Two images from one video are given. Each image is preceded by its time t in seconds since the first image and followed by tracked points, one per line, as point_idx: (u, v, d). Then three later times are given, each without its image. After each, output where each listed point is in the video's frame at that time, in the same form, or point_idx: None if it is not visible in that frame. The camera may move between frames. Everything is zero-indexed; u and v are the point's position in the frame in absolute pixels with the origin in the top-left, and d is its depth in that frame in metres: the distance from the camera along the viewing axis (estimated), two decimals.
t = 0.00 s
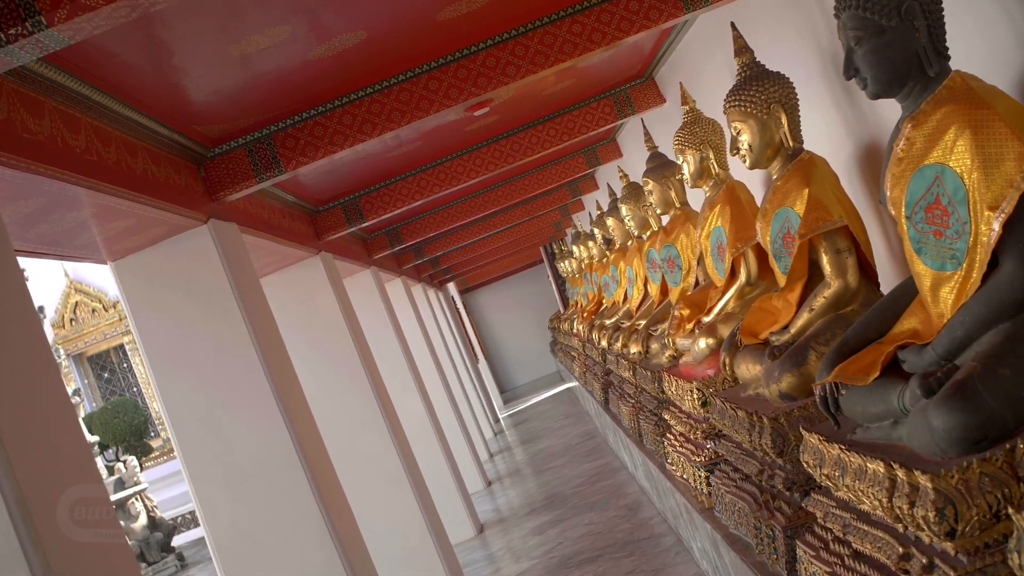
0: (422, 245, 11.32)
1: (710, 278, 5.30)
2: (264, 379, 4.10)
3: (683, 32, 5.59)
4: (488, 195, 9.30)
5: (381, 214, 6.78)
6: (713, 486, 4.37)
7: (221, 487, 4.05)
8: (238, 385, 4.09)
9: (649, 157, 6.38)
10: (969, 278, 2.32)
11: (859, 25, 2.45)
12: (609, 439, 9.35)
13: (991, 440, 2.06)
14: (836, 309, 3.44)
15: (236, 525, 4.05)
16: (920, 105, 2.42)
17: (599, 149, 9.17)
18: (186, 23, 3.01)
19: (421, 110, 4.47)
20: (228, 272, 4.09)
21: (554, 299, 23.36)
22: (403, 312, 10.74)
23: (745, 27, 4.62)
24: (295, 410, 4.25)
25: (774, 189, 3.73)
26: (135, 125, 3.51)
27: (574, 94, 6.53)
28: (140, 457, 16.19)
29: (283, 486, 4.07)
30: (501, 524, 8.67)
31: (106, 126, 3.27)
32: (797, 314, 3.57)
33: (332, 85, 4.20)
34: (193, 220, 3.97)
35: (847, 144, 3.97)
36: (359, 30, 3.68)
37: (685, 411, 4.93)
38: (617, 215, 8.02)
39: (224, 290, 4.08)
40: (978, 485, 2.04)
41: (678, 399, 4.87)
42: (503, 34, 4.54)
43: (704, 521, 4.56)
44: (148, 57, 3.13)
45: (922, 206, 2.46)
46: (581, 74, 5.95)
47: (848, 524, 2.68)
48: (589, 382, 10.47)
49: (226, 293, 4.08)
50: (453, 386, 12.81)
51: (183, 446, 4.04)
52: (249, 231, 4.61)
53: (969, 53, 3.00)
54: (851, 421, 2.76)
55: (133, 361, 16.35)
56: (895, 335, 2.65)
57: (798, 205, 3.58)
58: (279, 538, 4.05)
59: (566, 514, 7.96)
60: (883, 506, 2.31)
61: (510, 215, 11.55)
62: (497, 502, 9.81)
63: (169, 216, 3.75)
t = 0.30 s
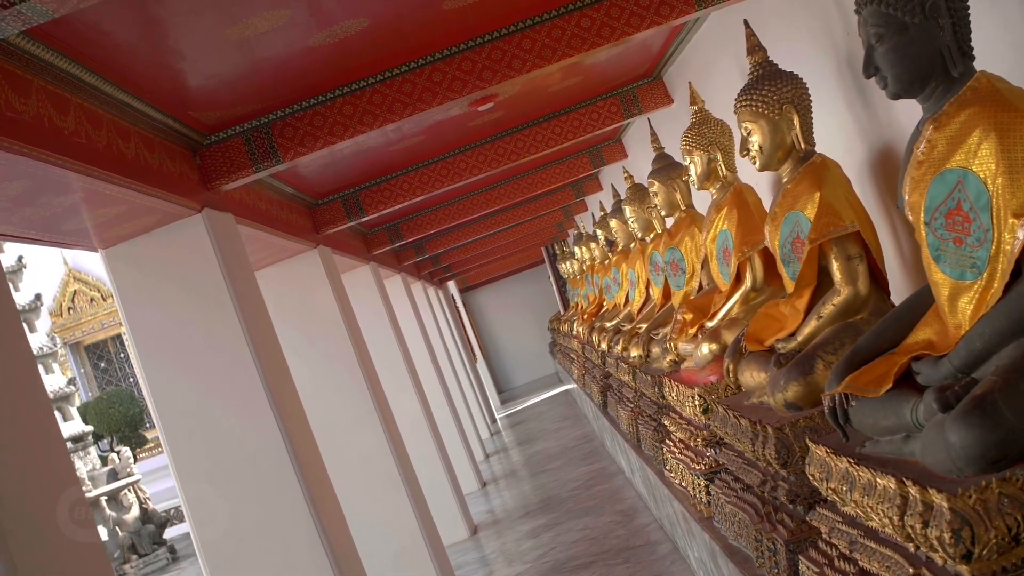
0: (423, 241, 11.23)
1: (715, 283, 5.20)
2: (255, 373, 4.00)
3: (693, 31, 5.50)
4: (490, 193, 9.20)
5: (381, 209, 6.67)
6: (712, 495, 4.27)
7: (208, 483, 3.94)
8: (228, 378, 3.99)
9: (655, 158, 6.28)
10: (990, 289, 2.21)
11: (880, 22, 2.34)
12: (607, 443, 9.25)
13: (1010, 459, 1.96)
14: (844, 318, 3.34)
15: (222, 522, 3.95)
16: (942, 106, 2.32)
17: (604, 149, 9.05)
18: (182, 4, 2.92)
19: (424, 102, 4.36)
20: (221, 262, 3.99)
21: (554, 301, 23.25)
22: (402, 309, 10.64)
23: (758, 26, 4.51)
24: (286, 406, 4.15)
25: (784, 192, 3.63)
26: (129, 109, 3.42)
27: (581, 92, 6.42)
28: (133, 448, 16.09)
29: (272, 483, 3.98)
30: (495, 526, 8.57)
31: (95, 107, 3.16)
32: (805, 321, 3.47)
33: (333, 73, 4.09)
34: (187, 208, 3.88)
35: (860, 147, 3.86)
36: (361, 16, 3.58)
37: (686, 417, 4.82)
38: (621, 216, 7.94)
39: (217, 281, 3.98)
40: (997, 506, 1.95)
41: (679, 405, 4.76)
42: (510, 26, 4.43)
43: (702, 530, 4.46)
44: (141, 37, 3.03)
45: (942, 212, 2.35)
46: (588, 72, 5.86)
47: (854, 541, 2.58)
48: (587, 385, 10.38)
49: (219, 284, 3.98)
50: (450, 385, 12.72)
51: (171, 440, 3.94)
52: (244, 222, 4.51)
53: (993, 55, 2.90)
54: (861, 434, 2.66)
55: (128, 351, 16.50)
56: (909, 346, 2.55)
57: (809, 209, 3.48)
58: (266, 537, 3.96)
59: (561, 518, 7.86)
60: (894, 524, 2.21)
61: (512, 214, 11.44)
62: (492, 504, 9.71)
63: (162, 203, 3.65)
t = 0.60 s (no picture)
0: (424, 239, 11.14)
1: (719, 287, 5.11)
2: (247, 367, 3.91)
3: (702, 31, 5.41)
4: (492, 191, 9.11)
5: (381, 205, 6.58)
6: (711, 504, 4.18)
7: (197, 479, 3.86)
8: (219, 373, 3.90)
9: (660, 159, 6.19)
10: (1011, 297, 2.14)
11: (900, 19, 2.25)
12: (604, 446, 9.17)
13: None
14: (852, 325, 3.27)
15: (211, 520, 3.86)
16: (964, 107, 2.23)
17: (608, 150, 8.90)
18: None
19: (426, 94, 4.27)
20: (215, 254, 3.90)
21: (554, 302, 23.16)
22: (401, 307, 10.55)
23: (769, 25, 4.42)
24: (279, 402, 4.06)
25: (793, 196, 3.54)
26: (123, 95, 3.35)
27: (586, 90, 6.33)
28: (128, 439, 16.01)
29: (263, 481, 3.89)
30: (490, 528, 8.49)
31: (85, 90, 3.08)
32: (812, 328, 3.40)
33: (333, 63, 4.00)
34: (182, 197, 3.79)
35: (871, 151, 3.77)
36: (364, 5, 3.49)
37: (686, 423, 4.73)
38: (624, 217, 7.86)
39: (210, 273, 3.89)
40: (1015, 526, 1.86)
41: (679, 411, 4.67)
42: (516, 19, 4.34)
43: (700, 539, 4.37)
44: (137, 20, 2.95)
45: (960, 218, 2.27)
46: (594, 69, 5.78)
47: (861, 557, 2.50)
48: (586, 388, 10.30)
49: (213, 276, 3.89)
50: (447, 384, 12.64)
51: (161, 435, 3.85)
52: (240, 213, 4.42)
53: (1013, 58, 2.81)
54: (869, 446, 2.57)
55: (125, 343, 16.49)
56: (920, 355, 2.46)
57: (818, 212, 3.39)
58: (254, 535, 3.87)
59: (557, 522, 7.78)
60: (903, 541, 2.12)
61: (514, 214, 11.34)
62: (487, 505, 9.62)
63: (156, 192, 3.57)
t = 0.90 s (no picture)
0: (424, 236, 11.04)
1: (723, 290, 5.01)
2: (238, 361, 3.81)
3: (711, 29, 5.31)
4: (495, 188, 9.00)
5: (382, 199, 6.47)
6: (711, 512, 4.09)
7: (183, 475, 3.76)
8: (210, 366, 3.80)
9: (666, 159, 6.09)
10: None
11: (926, 12, 2.14)
12: (602, 449, 9.07)
13: None
14: (862, 332, 3.18)
15: (198, 517, 3.76)
16: (990, 106, 2.13)
17: (613, 149, 8.86)
18: None
19: (429, 85, 4.17)
20: (208, 246, 3.80)
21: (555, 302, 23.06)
22: (400, 303, 10.45)
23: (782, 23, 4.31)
24: (270, 397, 3.96)
25: (804, 197, 3.44)
26: (115, 76, 3.25)
27: (593, 87, 6.22)
28: (123, 431, 15.90)
29: (252, 478, 3.79)
30: (484, 529, 8.40)
31: (72, 68, 2.98)
32: (821, 334, 3.30)
33: (334, 50, 3.90)
34: (175, 184, 3.69)
35: (886, 154, 3.67)
36: None
37: (687, 429, 4.61)
38: (627, 218, 7.75)
39: (202, 264, 3.79)
40: None
41: (680, 416, 4.57)
42: (523, 10, 4.23)
43: (699, 549, 4.26)
44: None
45: (984, 222, 2.16)
46: (601, 66, 5.69)
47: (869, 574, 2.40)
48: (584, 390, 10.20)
49: (206, 266, 3.79)
50: (445, 383, 12.54)
51: (149, 429, 3.75)
52: (235, 203, 4.32)
53: None
54: (880, 459, 2.47)
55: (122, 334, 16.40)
56: (936, 365, 2.36)
57: (830, 215, 3.29)
58: (242, 534, 3.77)
59: (552, 525, 7.68)
60: (917, 560, 2.03)
61: (516, 212, 11.24)
62: (482, 506, 9.52)
63: (149, 178, 3.47)
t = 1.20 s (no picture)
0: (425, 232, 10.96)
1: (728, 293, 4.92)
2: (231, 354, 3.72)
3: (721, 27, 5.22)
4: (497, 186, 8.91)
5: (382, 193, 6.39)
6: (711, 520, 4.00)
7: (172, 469, 3.68)
8: (202, 358, 3.71)
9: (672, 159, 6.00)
10: None
11: (951, 6, 2.05)
12: (599, 451, 8.99)
13: None
14: (872, 339, 3.10)
15: (186, 514, 3.68)
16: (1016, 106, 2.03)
17: (618, 149, 8.73)
18: None
19: (433, 76, 4.08)
20: (203, 235, 3.71)
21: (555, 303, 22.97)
22: (399, 300, 10.36)
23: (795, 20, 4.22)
24: (263, 392, 3.87)
25: (814, 199, 3.35)
26: (109, 58, 3.17)
27: (599, 84, 6.12)
28: (118, 422, 15.81)
29: (242, 475, 3.70)
30: (479, 530, 8.32)
31: (63, 48, 2.90)
32: (829, 340, 3.22)
33: (336, 38, 3.81)
34: (170, 171, 3.60)
35: (900, 157, 3.57)
36: None
37: (687, 434, 4.53)
38: (631, 219, 7.66)
39: (196, 254, 3.70)
40: None
41: (681, 420, 4.49)
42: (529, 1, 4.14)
43: (697, 556, 4.18)
44: None
45: (1007, 227, 2.07)
46: (608, 63, 5.60)
47: None
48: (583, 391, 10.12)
49: (200, 257, 3.70)
50: (443, 381, 12.45)
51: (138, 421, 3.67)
52: (231, 193, 4.24)
53: None
54: (890, 471, 2.38)
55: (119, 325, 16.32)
56: (951, 374, 2.27)
57: (841, 218, 3.20)
58: (231, 532, 3.68)
59: (548, 527, 7.59)
60: None
61: (519, 211, 11.15)
62: (477, 506, 9.43)
63: (143, 164, 3.38)
